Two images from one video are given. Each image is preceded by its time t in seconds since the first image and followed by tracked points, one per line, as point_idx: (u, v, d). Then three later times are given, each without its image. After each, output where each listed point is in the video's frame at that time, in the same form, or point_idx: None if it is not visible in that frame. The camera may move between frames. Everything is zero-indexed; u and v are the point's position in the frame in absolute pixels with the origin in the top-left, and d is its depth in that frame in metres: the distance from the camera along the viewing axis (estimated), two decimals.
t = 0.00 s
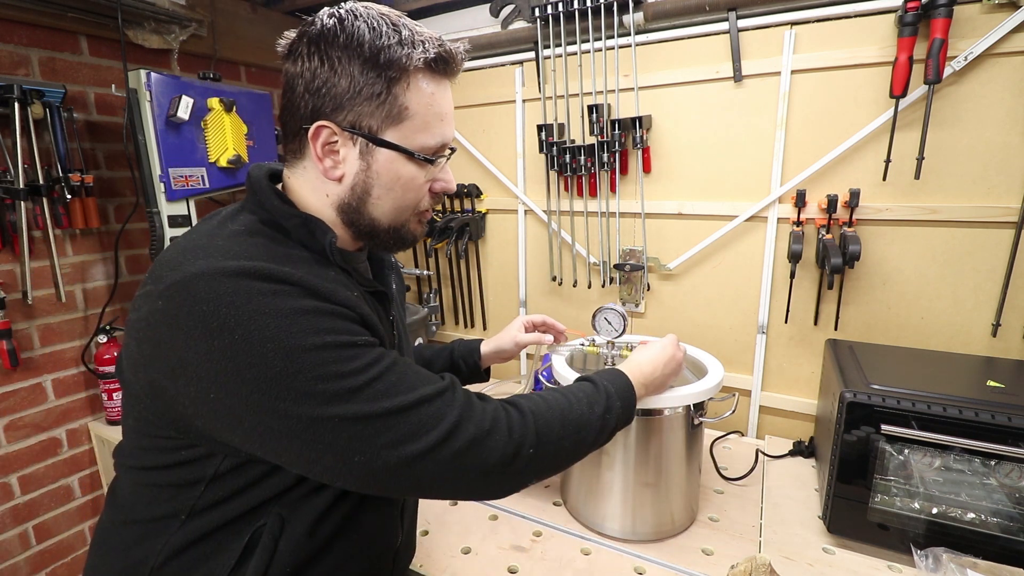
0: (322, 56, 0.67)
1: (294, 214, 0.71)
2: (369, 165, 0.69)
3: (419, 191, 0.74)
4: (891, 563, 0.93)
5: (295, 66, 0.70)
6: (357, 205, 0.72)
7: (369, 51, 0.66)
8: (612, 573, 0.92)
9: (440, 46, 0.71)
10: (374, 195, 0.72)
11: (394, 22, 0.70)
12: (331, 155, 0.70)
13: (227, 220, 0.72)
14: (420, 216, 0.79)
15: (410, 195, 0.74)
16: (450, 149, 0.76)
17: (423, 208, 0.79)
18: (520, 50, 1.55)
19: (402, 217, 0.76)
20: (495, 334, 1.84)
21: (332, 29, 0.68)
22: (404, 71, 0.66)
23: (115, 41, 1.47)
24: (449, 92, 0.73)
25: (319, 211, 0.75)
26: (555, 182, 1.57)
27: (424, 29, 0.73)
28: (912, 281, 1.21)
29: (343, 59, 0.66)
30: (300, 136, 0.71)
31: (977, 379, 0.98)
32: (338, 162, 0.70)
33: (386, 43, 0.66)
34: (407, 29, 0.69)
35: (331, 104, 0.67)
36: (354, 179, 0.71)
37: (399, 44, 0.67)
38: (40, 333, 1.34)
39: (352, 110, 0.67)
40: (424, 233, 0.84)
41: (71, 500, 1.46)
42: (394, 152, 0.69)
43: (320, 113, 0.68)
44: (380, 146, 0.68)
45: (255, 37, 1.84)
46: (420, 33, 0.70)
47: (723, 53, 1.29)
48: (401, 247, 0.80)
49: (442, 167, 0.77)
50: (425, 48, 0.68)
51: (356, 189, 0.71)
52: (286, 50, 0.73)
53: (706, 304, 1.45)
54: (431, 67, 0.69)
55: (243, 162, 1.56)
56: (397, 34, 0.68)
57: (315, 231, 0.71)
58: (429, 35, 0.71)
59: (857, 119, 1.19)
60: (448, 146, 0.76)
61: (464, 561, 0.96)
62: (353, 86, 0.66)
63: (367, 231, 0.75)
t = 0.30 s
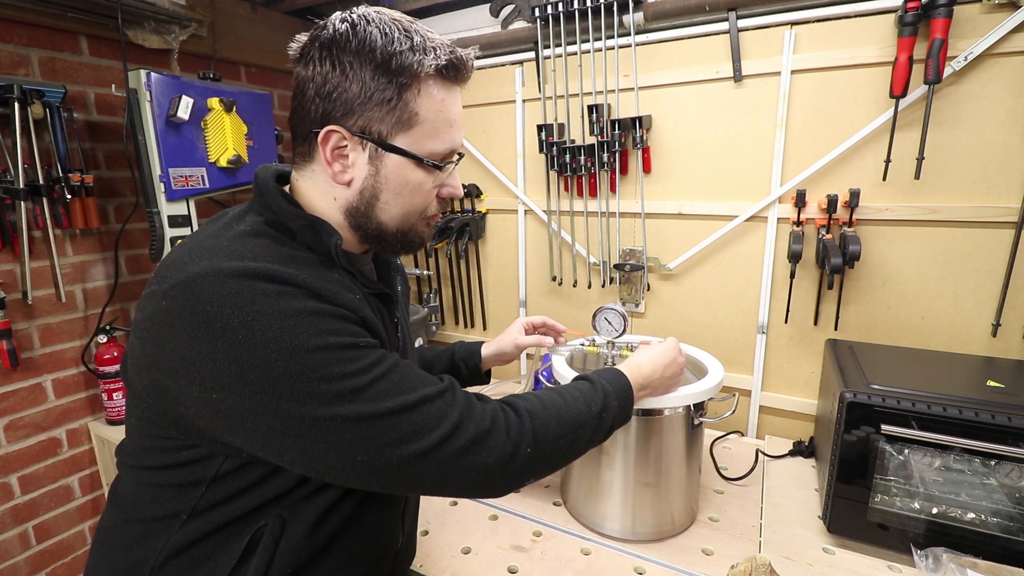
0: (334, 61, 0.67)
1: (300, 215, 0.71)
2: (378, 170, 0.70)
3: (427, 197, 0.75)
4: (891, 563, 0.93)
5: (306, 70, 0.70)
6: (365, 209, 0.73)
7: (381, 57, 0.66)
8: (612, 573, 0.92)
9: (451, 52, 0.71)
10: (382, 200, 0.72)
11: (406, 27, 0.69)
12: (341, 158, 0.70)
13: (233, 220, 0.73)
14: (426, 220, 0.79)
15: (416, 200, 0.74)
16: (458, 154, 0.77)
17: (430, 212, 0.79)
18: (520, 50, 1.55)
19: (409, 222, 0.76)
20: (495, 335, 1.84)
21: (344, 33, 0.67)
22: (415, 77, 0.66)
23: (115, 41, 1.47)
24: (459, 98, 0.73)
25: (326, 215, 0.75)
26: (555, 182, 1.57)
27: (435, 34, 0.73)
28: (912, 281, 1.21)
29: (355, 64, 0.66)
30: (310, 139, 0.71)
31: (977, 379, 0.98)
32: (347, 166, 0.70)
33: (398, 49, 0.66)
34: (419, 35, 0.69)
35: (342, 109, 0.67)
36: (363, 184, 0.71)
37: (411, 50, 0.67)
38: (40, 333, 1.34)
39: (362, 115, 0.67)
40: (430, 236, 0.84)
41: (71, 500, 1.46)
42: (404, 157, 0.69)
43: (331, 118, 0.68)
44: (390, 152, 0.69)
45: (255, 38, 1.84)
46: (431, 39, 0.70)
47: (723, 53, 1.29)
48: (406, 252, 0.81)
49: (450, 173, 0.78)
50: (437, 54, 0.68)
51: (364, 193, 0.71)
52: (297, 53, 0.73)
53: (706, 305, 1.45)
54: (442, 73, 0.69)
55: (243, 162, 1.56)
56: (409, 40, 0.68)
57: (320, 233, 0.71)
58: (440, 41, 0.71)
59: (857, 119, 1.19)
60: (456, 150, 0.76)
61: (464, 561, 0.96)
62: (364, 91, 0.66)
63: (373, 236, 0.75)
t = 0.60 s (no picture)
0: (337, 63, 0.67)
1: (300, 215, 0.71)
2: (379, 172, 0.70)
3: (428, 199, 0.75)
4: (891, 563, 0.93)
5: (309, 71, 0.70)
6: (366, 210, 0.72)
7: (385, 60, 0.66)
8: (612, 573, 0.92)
9: (454, 55, 0.71)
10: (383, 202, 0.72)
11: (410, 30, 0.69)
12: (342, 160, 0.69)
13: (233, 220, 0.73)
14: (426, 223, 0.79)
15: (416, 203, 0.74)
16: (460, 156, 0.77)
17: (431, 214, 0.79)
18: (520, 50, 1.55)
19: (408, 224, 0.76)
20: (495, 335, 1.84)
21: (348, 36, 0.67)
22: (419, 81, 0.66)
23: (115, 41, 1.47)
24: (461, 102, 0.73)
25: (327, 216, 0.75)
26: (555, 182, 1.57)
27: (439, 37, 0.73)
28: (912, 281, 1.21)
29: (358, 67, 0.66)
30: (312, 139, 0.71)
31: (977, 379, 0.97)
32: (349, 168, 0.70)
33: (402, 52, 0.66)
34: (423, 38, 0.69)
35: (344, 111, 0.67)
36: (364, 186, 0.71)
37: (415, 54, 0.67)
38: (40, 333, 1.34)
39: (365, 118, 0.67)
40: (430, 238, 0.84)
41: (71, 500, 1.46)
42: (405, 160, 0.69)
43: (333, 120, 0.68)
44: (392, 154, 0.69)
45: (255, 38, 1.84)
46: (435, 42, 0.70)
47: (723, 53, 1.29)
48: (406, 254, 0.81)
49: (451, 176, 0.78)
50: (440, 59, 0.68)
51: (365, 195, 0.71)
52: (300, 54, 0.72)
53: (707, 305, 1.45)
54: (445, 78, 0.69)
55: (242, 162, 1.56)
56: (413, 43, 0.68)
57: (320, 235, 0.71)
58: (444, 45, 0.71)
59: (857, 119, 1.19)
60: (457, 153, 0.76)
61: (463, 561, 0.96)
62: (367, 94, 0.66)
63: (373, 239, 0.75)
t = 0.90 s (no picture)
0: (341, 63, 0.67)
1: (299, 215, 0.71)
2: (380, 172, 0.70)
3: (428, 199, 0.75)
4: (891, 563, 0.93)
5: (312, 71, 0.70)
6: (366, 211, 0.72)
7: (388, 61, 0.66)
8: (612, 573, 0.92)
9: (456, 57, 0.71)
10: (383, 202, 0.72)
11: (412, 31, 0.69)
12: (343, 160, 0.69)
13: (232, 220, 0.73)
14: (426, 223, 0.79)
15: (416, 203, 0.74)
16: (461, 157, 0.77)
17: (430, 215, 0.79)
18: (520, 51, 1.55)
19: (407, 225, 0.76)
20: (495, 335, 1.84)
21: (351, 36, 0.67)
22: (421, 82, 0.66)
23: (115, 41, 1.47)
24: (462, 103, 0.73)
25: (326, 215, 0.75)
26: (555, 182, 1.57)
27: (440, 39, 0.73)
28: (912, 281, 1.21)
29: (362, 67, 0.66)
30: (313, 139, 0.71)
31: (977, 379, 0.98)
32: (350, 168, 0.70)
33: (405, 54, 0.66)
34: (426, 40, 0.69)
35: (347, 112, 0.67)
36: (365, 185, 0.71)
37: (419, 55, 0.67)
38: (40, 333, 1.34)
39: (367, 119, 0.67)
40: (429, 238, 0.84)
41: (71, 500, 1.46)
42: (406, 160, 0.70)
43: (335, 120, 0.68)
44: (393, 155, 0.69)
45: (255, 37, 1.84)
46: (438, 44, 0.70)
47: (723, 53, 1.29)
48: (406, 254, 0.81)
49: (452, 177, 0.78)
50: (443, 60, 0.68)
51: (366, 195, 0.71)
52: (304, 54, 0.72)
53: (707, 305, 1.45)
54: (447, 79, 0.69)
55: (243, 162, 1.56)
56: (415, 44, 0.68)
57: (318, 235, 0.71)
58: (446, 47, 0.71)
59: (857, 118, 1.19)
60: (458, 154, 0.76)
61: (464, 561, 0.96)
62: (370, 94, 0.66)
63: (373, 239, 0.75)
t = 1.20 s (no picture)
0: (338, 63, 0.67)
1: (297, 215, 0.71)
2: (378, 172, 0.70)
3: (426, 198, 0.75)
4: (891, 563, 0.93)
5: (309, 70, 0.70)
6: (365, 210, 0.73)
7: (386, 60, 0.66)
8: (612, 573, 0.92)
9: (454, 56, 0.71)
10: (381, 202, 0.72)
11: (410, 31, 0.69)
12: (341, 160, 0.69)
13: (229, 220, 0.73)
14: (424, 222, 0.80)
15: (414, 202, 0.74)
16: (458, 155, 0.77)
17: (428, 214, 0.79)
18: (520, 51, 1.55)
19: (405, 224, 0.76)
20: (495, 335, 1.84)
21: (349, 36, 0.67)
22: (419, 81, 0.66)
23: (115, 41, 1.47)
24: (461, 103, 0.73)
25: (323, 214, 0.75)
26: (555, 182, 1.57)
27: (438, 38, 0.73)
28: (912, 280, 1.21)
29: (359, 66, 0.66)
30: (310, 138, 0.71)
31: (977, 379, 0.97)
32: (348, 168, 0.70)
33: (403, 53, 0.66)
34: (424, 39, 0.69)
35: (344, 111, 0.67)
36: (363, 185, 0.71)
37: (417, 54, 0.67)
38: (40, 333, 1.34)
39: (365, 118, 0.67)
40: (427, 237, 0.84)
41: (71, 500, 1.46)
42: (405, 160, 0.70)
43: (333, 119, 0.68)
44: (391, 154, 0.69)
45: (255, 37, 1.84)
46: (436, 43, 0.70)
47: (723, 53, 1.29)
48: (404, 253, 0.81)
49: (450, 175, 0.78)
50: (441, 60, 0.68)
51: (364, 195, 0.71)
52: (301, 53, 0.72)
53: (707, 305, 1.45)
54: (445, 79, 0.69)
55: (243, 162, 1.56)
56: (413, 43, 0.68)
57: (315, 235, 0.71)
58: (443, 46, 0.71)
59: (857, 118, 1.19)
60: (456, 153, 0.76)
61: (464, 561, 0.96)
62: (368, 94, 0.66)
63: (372, 239, 0.75)
